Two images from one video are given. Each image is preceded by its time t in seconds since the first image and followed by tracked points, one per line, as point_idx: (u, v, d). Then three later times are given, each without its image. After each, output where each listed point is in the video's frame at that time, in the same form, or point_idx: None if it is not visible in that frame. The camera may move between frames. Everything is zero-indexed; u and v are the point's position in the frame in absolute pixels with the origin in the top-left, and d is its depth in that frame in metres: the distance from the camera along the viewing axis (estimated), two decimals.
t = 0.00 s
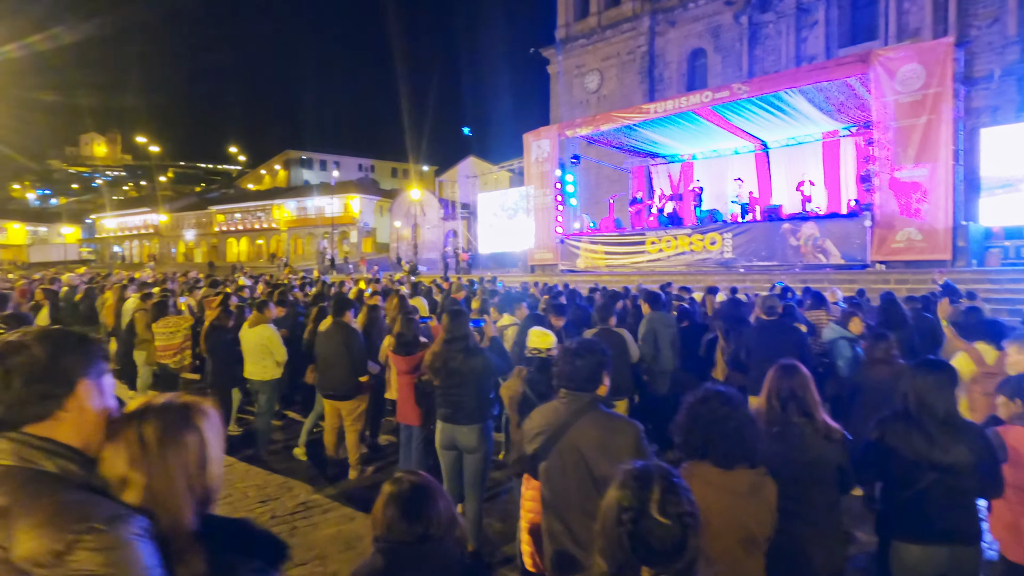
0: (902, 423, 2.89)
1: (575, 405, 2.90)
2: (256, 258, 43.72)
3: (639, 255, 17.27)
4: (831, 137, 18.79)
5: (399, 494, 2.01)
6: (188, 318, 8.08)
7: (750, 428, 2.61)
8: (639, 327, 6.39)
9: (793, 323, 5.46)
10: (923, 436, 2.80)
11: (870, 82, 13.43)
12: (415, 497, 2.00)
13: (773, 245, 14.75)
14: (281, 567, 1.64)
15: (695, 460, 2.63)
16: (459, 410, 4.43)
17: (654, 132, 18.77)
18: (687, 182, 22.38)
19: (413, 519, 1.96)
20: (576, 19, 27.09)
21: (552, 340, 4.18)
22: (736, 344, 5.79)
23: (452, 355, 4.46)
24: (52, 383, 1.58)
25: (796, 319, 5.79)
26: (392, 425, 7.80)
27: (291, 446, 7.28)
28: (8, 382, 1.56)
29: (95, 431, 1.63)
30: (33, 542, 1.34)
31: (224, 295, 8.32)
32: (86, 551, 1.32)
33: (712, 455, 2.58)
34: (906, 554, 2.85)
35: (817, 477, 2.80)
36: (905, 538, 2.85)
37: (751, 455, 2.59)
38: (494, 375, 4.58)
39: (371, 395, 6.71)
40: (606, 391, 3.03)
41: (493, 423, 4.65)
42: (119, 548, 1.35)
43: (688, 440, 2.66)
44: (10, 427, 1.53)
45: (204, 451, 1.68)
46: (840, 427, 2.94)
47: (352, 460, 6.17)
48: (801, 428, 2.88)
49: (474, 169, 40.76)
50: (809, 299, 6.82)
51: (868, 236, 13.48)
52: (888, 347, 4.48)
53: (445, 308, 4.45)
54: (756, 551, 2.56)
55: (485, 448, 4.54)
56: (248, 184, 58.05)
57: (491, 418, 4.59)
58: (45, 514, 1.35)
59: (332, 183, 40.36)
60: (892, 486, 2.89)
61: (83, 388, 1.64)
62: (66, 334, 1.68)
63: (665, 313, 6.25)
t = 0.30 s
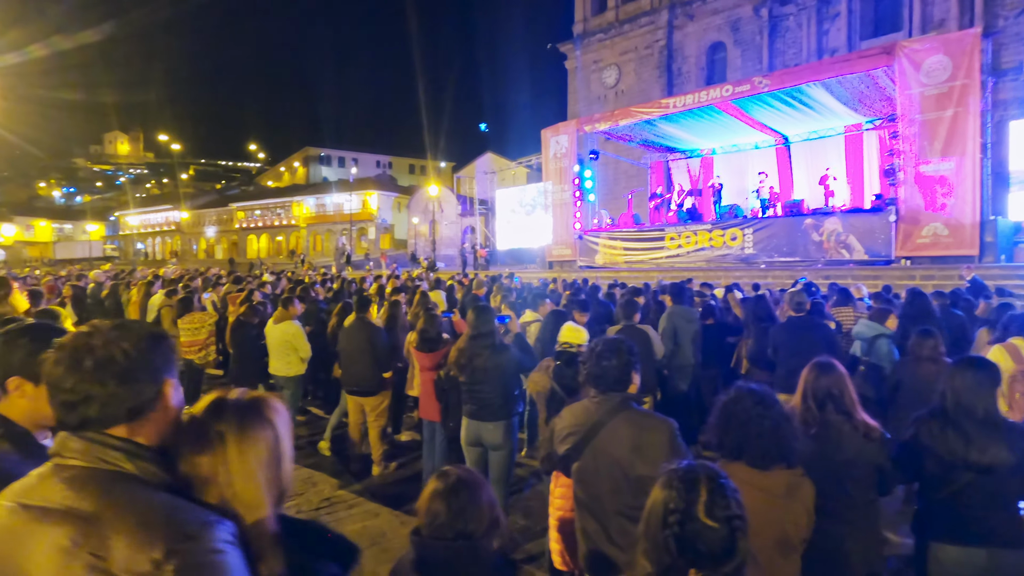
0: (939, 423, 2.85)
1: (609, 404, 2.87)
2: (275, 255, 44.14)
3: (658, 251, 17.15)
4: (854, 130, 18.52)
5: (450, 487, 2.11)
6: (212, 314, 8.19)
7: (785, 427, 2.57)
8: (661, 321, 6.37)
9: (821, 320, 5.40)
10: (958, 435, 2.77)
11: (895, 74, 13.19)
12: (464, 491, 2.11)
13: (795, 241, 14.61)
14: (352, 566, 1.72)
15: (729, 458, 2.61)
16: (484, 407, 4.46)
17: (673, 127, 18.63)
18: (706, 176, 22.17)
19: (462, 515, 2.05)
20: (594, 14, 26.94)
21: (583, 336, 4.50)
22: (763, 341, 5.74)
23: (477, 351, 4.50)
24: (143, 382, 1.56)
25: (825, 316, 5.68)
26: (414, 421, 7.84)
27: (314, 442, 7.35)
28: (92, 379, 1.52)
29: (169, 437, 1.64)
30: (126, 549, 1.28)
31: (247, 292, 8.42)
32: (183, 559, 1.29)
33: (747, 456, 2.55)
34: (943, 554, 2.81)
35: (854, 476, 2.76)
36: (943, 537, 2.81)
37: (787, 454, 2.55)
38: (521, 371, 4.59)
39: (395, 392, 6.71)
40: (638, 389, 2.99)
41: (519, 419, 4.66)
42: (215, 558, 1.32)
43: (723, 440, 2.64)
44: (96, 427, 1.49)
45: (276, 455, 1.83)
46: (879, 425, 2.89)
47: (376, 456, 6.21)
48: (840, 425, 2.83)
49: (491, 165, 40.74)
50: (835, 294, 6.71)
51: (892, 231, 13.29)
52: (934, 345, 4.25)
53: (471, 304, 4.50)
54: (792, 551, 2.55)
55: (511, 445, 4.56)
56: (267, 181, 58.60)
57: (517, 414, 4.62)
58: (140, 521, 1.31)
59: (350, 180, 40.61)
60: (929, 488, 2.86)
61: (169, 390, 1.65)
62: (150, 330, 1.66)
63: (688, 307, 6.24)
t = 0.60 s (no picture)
0: (980, 415, 2.81)
1: (643, 394, 2.86)
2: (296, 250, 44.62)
3: (678, 243, 17.00)
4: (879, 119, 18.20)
5: (506, 477, 2.29)
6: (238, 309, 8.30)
7: (823, 418, 2.56)
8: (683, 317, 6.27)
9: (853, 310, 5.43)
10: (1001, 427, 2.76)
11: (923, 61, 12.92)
12: (515, 482, 2.27)
13: (818, 233, 14.44)
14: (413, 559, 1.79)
15: (767, 449, 2.58)
16: (512, 401, 4.66)
17: (693, 118, 18.44)
18: (727, 168, 21.95)
19: (519, 502, 2.23)
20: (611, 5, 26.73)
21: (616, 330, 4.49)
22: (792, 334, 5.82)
23: (505, 344, 4.66)
24: (215, 375, 1.60)
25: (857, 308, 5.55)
26: (438, 414, 7.89)
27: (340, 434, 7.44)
28: (163, 370, 1.54)
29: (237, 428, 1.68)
30: (209, 540, 1.31)
31: (271, 287, 8.51)
32: (268, 551, 1.32)
33: (785, 447, 2.53)
34: (983, 548, 2.82)
35: (895, 467, 2.73)
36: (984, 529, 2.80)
37: (827, 447, 2.53)
38: (547, 365, 4.78)
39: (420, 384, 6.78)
40: (673, 379, 2.96)
41: (546, 412, 4.89)
42: (295, 551, 1.36)
43: (760, 432, 2.62)
44: (172, 420, 1.53)
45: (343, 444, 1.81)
46: (921, 414, 2.86)
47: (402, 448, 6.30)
48: (878, 413, 2.81)
49: (508, 158, 40.72)
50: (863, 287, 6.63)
51: (919, 222, 12.99)
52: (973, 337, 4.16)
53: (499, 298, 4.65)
54: (832, 547, 2.52)
55: (538, 437, 4.78)
56: (286, 177, 59.11)
57: (543, 409, 4.82)
58: (223, 511, 1.33)
59: (369, 176, 40.86)
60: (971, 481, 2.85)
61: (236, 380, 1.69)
62: (217, 321, 1.69)
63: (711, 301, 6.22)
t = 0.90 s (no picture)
0: None
1: (672, 381, 2.84)
2: (316, 242, 45.03)
3: (700, 233, 16.82)
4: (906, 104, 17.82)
5: (547, 463, 2.28)
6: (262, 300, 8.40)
7: (865, 404, 2.51)
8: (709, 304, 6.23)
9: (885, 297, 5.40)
10: None
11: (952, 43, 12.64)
12: (562, 465, 2.29)
13: (844, 220, 14.24)
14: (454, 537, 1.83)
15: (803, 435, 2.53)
16: (539, 389, 4.70)
17: (715, 104, 18.19)
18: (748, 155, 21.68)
19: (558, 487, 2.22)
20: None
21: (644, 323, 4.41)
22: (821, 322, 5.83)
23: (532, 333, 4.69)
24: (259, 351, 1.61)
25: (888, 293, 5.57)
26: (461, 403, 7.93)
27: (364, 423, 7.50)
28: (210, 347, 1.57)
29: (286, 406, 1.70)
30: (254, 512, 1.34)
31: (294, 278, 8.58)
32: (310, 524, 1.34)
33: (824, 431, 2.48)
34: None
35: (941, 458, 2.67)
36: None
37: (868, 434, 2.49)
38: (573, 353, 4.79)
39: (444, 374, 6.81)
40: (702, 364, 2.94)
41: (572, 401, 4.90)
42: (338, 525, 1.37)
43: (796, 419, 2.57)
44: (218, 395, 1.56)
45: (385, 430, 1.76)
46: (966, 397, 2.87)
47: (426, 436, 6.42)
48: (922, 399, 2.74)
49: (526, 148, 40.61)
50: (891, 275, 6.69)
51: (948, 209, 12.65)
52: (1004, 323, 4.16)
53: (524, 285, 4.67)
54: (876, 535, 2.51)
55: (564, 427, 4.79)
56: (307, 170, 59.61)
57: (570, 395, 4.86)
58: (267, 485, 1.36)
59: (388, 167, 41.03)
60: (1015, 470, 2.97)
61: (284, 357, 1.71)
62: (263, 297, 1.70)
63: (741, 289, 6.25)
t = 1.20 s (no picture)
0: None
1: (701, 378, 2.81)
2: (343, 228, 45.45)
3: (729, 222, 16.58)
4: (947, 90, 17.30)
5: (588, 460, 2.29)
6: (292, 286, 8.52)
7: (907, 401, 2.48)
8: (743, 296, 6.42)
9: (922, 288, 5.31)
10: None
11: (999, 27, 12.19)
12: (606, 461, 2.29)
13: (878, 211, 13.88)
14: (463, 530, 1.75)
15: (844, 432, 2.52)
16: (567, 378, 4.69)
17: (747, 91, 17.87)
18: (780, 143, 21.29)
19: (592, 485, 2.21)
20: None
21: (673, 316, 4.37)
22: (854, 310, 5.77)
23: (561, 322, 4.69)
24: (256, 339, 1.60)
25: (926, 286, 5.46)
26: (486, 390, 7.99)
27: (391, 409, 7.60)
28: (212, 332, 1.58)
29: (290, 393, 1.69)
30: (241, 492, 1.36)
31: (324, 263, 8.69)
32: (294, 504, 1.35)
33: (866, 429, 2.45)
34: None
35: (991, 457, 2.60)
36: None
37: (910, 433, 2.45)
38: (602, 344, 4.78)
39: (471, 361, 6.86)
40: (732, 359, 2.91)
41: (601, 392, 4.89)
42: (327, 510, 1.37)
43: (838, 417, 2.56)
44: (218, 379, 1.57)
45: (389, 426, 1.70)
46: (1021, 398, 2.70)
47: (454, 423, 6.47)
48: (959, 395, 2.64)
49: (553, 136, 40.40)
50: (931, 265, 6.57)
51: (989, 199, 12.31)
52: None
53: (553, 275, 4.66)
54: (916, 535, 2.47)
55: (592, 418, 4.79)
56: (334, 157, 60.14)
57: (599, 386, 4.82)
58: (259, 465, 1.38)
59: (414, 154, 41.16)
60: None
61: (287, 342, 1.69)
62: (265, 283, 1.70)
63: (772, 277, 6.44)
